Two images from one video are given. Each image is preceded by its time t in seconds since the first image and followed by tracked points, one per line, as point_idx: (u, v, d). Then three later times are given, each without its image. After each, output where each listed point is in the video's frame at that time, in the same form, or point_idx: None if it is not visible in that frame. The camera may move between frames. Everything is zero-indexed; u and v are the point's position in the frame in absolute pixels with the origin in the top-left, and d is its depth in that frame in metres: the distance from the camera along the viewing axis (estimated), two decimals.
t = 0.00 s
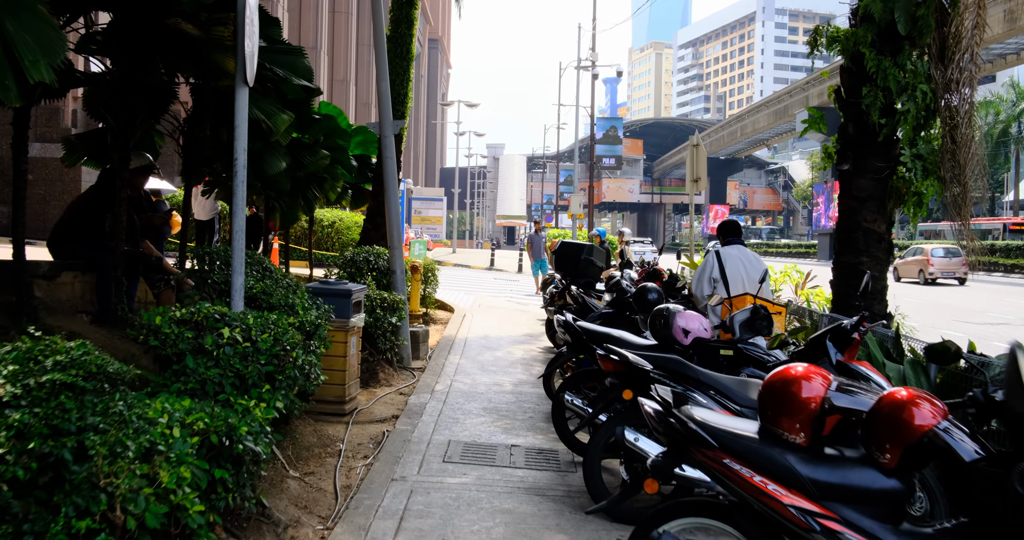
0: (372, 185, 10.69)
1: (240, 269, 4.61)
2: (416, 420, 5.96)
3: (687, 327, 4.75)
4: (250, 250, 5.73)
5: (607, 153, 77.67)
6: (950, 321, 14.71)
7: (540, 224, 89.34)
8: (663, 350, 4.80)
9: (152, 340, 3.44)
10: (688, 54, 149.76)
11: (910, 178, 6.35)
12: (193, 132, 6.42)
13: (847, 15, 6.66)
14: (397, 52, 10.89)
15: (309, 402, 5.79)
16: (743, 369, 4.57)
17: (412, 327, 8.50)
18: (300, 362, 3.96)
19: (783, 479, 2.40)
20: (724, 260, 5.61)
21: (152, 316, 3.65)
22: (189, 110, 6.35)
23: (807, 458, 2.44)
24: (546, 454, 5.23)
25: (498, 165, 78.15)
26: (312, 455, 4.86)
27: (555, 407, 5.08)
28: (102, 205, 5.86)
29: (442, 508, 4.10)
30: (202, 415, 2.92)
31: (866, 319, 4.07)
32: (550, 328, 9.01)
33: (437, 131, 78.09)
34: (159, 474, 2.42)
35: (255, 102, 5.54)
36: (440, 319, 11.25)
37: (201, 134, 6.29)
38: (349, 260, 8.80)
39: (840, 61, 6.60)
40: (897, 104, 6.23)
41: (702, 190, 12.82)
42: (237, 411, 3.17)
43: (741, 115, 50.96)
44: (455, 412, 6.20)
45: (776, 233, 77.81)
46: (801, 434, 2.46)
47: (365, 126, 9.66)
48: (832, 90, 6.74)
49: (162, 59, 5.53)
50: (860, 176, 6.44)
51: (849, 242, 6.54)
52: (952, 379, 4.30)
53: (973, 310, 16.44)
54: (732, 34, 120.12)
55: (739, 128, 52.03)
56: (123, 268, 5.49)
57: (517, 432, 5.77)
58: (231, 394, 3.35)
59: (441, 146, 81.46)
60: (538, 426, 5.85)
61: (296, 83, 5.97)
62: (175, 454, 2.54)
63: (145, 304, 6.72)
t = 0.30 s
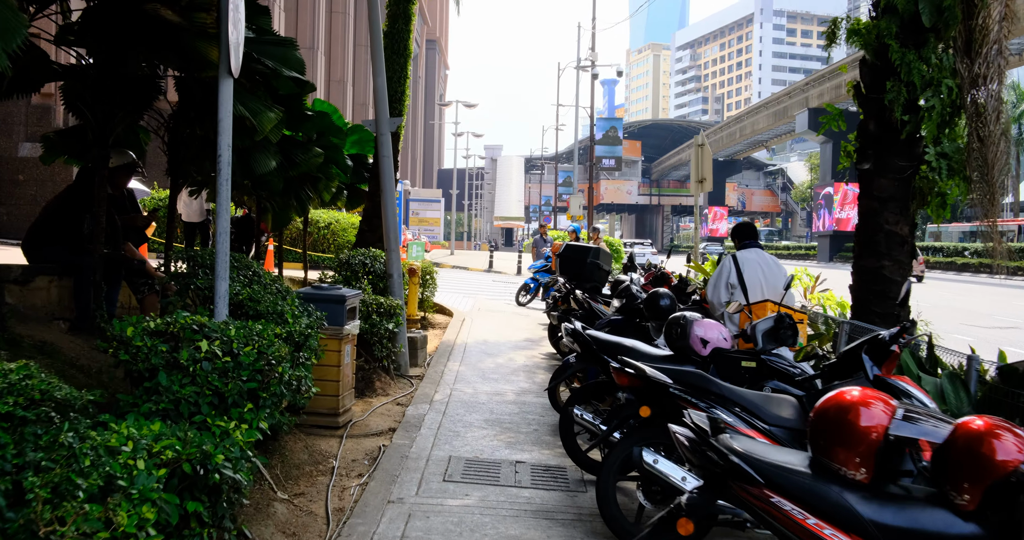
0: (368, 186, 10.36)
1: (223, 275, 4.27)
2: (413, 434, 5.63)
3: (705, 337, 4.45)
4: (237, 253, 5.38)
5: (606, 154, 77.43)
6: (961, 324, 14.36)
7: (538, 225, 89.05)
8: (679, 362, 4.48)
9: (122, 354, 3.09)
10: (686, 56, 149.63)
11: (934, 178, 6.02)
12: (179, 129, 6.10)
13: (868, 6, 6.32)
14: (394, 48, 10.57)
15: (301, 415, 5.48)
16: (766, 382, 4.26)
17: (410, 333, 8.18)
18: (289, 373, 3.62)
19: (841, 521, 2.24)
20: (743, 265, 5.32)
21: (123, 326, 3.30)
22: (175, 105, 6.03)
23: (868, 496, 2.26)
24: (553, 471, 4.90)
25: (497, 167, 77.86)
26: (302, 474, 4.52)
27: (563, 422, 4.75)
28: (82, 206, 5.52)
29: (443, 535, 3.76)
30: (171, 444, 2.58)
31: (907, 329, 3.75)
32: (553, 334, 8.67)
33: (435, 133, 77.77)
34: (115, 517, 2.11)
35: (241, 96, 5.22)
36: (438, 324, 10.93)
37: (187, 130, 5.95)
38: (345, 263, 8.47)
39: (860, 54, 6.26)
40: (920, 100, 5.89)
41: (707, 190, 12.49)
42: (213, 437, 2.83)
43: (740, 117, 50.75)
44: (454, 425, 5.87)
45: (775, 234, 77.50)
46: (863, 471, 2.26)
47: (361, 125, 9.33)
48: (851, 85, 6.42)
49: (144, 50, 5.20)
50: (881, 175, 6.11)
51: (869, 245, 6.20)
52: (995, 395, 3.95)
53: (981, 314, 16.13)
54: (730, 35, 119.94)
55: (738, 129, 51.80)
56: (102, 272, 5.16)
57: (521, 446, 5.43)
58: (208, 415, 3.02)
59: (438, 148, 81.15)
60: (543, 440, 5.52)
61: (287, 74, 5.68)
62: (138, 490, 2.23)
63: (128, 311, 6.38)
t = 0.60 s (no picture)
0: (368, 189, 10.03)
1: (213, 292, 3.96)
2: (417, 457, 5.30)
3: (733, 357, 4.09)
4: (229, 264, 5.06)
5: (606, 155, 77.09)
6: (976, 330, 13.97)
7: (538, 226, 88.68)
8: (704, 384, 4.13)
9: (94, 388, 2.76)
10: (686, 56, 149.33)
11: (967, 183, 5.67)
12: (168, 132, 5.76)
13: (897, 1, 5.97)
14: (395, 47, 10.23)
15: (298, 437, 5.19)
16: (800, 407, 3.95)
17: (412, 344, 7.88)
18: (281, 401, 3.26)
19: None
20: (767, 277, 4.99)
21: (99, 352, 2.94)
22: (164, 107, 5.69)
23: None
24: (567, 500, 4.57)
25: (497, 167, 77.51)
26: (298, 506, 4.20)
27: (578, 446, 4.47)
28: (64, 214, 5.18)
29: None
30: (145, 499, 2.26)
31: (964, 354, 3.30)
32: (560, 344, 8.32)
33: (435, 133, 77.47)
34: None
35: (233, 96, 4.88)
36: (441, 332, 10.60)
37: (177, 133, 5.63)
38: (344, 271, 8.16)
39: (888, 51, 5.93)
40: (952, 101, 5.54)
41: (716, 193, 12.15)
42: (193, 487, 2.51)
43: (743, 117, 50.46)
44: (460, 447, 5.53)
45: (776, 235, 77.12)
46: None
47: (360, 126, 9.00)
48: (877, 85, 6.08)
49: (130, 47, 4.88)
50: (911, 180, 5.77)
51: (898, 254, 5.85)
52: None
53: (994, 320, 15.79)
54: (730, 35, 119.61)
55: (740, 130, 51.49)
56: (84, 285, 4.81)
57: (531, 471, 5.10)
58: (188, 458, 2.71)
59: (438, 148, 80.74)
60: (554, 463, 5.18)
61: (281, 73, 5.37)
62: None
63: (116, 325, 6.05)
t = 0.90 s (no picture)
0: (364, 190, 9.73)
1: (192, 299, 3.67)
2: (414, 473, 4.99)
3: (754, 369, 3.81)
4: (213, 268, 4.76)
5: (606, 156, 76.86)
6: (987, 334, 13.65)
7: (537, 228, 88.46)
8: (723, 398, 3.86)
9: (49, 408, 2.45)
10: (686, 57, 149.20)
11: (995, 183, 5.36)
12: (151, 129, 5.46)
13: None
14: (392, 43, 9.93)
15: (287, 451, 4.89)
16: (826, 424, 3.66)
17: (410, 351, 7.58)
18: (263, 420, 2.93)
19: None
20: (787, 282, 4.70)
21: (59, 369, 2.64)
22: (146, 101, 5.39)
23: None
24: (574, 521, 4.27)
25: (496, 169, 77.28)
26: (284, 529, 3.89)
27: (587, 463, 4.20)
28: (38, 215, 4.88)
29: None
30: None
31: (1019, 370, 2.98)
32: (564, 350, 8.02)
33: (434, 135, 77.24)
34: None
35: (217, 89, 4.58)
36: (439, 337, 10.31)
37: (159, 129, 5.32)
38: (339, 275, 7.87)
39: (910, 44, 5.63)
40: (980, 96, 5.23)
41: (722, 194, 11.87)
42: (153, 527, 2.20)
43: (744, 119, 50.23)
44: (459, 463, 5.22)
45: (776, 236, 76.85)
46: None
47: (357, 125, 8.71)
48: (899, 80, 5.77)
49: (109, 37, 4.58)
50: (935, 180, 5.45)
51: (921, 258, 5.54)
52: None
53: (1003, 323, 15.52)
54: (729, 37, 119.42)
55: (740, 131, 51.25)
56: (59, 291, 4.51)
57: (536, 488, 4.79)
58: (152, 490, 2.41)
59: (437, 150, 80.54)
60: (559, 480, 4.87)
61: (270, 66, 5.07)
62: None
63: (97, 331, 5.74)
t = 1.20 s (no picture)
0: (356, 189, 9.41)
1: (156, 308, 3.36)
2: (403, 491, 4.67)
3: (770, 383, 3.50)
4: (188, 273, 4.45)
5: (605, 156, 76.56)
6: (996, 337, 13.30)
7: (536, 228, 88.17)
8: (736, 414, 3.57)
9: None
10: (685, 56, 149.02)
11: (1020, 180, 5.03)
12: (124, 123, 5.15)
13: None
14: (386, 37, 9.60)
15: (268, 468, 4.59)
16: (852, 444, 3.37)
17: (402, 356, 7.26)
18: (222, 449, 2.64)
19: None
20: (802, 287, 4.39)
21: None
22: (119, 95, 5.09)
23: None
24: None
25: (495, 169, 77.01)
26: None
27: (588, 485, 3.90)
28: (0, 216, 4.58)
29: None
30: None
31: None
32: (563, 356, 7.70)
33: (433, 134, 76.96)
34: None
35: (188, 79, 4.27)
36: (434, 341, 9.99)
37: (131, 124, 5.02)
38: (329, 278, 7.56)
39: (930, 33, 5.31)
40: (1005, 88, 4.91)
41: (725, 193, 11.55)
42: None
43: (744, 117, 49.97)
44: (450, 480, 4.90)
45: (776, 236, 76.54)
46: None
47: (349, 122, 8.40)
48: (917, 71, 5.46)
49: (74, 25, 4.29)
50: (956, 178, 5.13)
51: (942, 261, 5.20)
52: None
53: (1010, 325, 15.23)
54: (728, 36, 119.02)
55: (740, 130, 50.95)
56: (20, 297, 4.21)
57: (533, 508, 4.47)
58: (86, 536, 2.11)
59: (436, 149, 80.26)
60: (558, 500, 4.55)
61: (249, 56, 4.76)
62: None
63: (69, 339, 5.43)
